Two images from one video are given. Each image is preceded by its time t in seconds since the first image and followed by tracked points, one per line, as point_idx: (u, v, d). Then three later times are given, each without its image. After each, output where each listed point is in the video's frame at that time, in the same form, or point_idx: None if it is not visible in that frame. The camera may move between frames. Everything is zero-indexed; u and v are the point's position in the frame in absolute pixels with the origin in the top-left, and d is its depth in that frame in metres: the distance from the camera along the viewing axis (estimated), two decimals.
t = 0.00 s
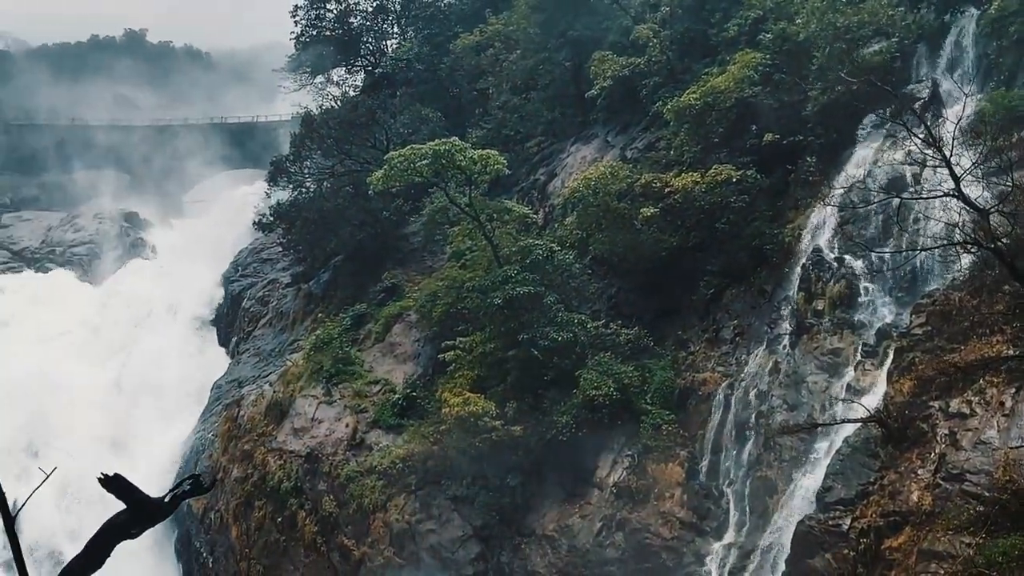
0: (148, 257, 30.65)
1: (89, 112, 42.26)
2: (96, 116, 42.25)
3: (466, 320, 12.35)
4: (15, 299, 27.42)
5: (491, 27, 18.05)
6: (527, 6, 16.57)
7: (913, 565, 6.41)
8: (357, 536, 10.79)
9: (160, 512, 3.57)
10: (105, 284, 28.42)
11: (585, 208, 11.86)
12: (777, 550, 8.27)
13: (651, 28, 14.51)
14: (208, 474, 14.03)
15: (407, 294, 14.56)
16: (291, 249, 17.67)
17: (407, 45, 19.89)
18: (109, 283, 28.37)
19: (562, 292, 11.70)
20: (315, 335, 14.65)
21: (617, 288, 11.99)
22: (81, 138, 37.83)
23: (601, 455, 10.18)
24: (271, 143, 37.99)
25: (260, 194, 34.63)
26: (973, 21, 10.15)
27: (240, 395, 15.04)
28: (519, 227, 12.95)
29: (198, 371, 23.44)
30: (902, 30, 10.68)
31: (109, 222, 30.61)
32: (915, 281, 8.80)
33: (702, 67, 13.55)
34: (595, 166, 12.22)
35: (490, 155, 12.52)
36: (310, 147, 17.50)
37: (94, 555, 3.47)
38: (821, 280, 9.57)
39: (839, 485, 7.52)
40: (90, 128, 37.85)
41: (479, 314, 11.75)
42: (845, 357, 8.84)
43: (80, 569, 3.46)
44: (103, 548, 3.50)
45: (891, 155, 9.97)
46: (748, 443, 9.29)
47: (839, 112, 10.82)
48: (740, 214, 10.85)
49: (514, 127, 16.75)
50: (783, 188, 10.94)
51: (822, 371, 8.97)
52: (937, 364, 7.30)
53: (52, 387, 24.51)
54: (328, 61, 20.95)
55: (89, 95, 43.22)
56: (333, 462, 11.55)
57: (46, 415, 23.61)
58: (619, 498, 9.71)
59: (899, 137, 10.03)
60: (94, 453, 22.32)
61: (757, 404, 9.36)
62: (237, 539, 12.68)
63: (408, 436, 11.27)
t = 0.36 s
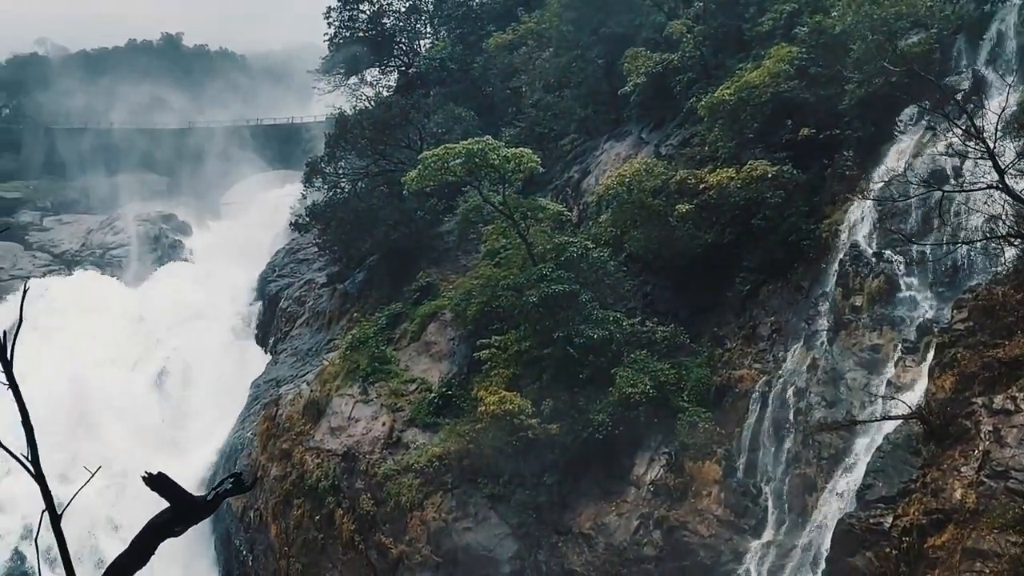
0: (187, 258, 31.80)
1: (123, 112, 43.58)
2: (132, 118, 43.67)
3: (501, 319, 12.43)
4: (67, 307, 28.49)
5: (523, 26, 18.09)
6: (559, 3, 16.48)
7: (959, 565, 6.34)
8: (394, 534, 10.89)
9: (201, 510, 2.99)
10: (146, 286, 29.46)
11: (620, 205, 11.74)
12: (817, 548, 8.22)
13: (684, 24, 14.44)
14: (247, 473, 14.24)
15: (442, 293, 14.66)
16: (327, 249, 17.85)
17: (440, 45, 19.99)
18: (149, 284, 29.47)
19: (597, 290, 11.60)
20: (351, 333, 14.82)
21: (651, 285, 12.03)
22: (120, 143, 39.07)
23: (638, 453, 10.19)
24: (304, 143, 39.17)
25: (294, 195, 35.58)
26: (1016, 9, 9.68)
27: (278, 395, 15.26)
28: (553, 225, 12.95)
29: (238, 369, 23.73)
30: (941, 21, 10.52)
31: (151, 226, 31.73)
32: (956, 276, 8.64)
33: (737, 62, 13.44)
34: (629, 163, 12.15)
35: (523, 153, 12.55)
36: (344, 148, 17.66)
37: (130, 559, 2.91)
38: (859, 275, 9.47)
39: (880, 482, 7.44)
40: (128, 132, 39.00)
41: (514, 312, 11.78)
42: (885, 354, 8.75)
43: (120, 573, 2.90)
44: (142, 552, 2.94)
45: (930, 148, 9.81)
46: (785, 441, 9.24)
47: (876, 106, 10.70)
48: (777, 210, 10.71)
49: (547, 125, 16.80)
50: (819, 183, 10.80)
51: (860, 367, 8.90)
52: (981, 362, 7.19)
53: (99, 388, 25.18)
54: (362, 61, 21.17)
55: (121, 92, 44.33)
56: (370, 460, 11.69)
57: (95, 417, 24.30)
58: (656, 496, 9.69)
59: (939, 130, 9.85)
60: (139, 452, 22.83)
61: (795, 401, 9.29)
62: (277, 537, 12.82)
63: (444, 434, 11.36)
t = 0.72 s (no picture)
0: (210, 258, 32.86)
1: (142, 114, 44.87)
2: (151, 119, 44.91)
3: (525, 318, 12.46)
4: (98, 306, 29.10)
5: (546, 24, 18.13)
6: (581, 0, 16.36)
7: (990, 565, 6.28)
8: (419, 533, 10.96)
9: (231, 509, 2.98)
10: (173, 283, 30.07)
11: (643, 203, 11.76)
12: (845, 547, 8.23)
13: (707, 21, 14.33)
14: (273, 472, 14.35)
15: (464, 293, 14.67)
16: (350, 248, 17.91)
17: (462, 44, 20.02)
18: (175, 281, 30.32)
19: (621, 289, 11.61)
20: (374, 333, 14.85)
21: (675, 284, 11.90)
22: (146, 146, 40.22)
23: (663, 452, 10.18)
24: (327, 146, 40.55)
25: (318, 195, 36.60)
26: None
27: (303, 393, 15.39)
28: (576, 223, 12.94)
29: (262, 365, 23.94)
30: (968, 14, 10.32)
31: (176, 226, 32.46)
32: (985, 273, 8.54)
33: (760, 59, 13.37)
34: (652, 161, 12.10)
35: (546, 151, 12.55)
36: (367, 147, 17.73)
37: (160, 558, 2.89)
38: (885, 272, 9.41)
39: (908, 480, 7.39)
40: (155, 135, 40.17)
41: (538, 311, 11.76)
42: (913, 350, 8.75)
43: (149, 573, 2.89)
44: (171, 551, 2.92)
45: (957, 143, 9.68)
46: (812, 439, 9.21)
47: (902, 101, 10.61)
48: (801, 206, 10.61)
49: (569, 123, 16.83)
50: (844, 179, 10.69)
51: (888, 365, 8.91)
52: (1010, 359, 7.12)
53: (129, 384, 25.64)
54: (383, 61, 21.23)
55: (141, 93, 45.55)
56: (395, 459, 11.77)
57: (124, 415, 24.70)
58: (681, 494, 9.67)
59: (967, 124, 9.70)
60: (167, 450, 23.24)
61: (821, 399, 9.24)
62: (303, 536, 12.91)
63: (468, 433, 11.39)
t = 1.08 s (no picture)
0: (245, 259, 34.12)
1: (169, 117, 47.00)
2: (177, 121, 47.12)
3: (556, 315, 12.46)
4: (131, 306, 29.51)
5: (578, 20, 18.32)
6: None
7: None
8: (453, 530, 11.05)
9: (266, 508, 2.94)
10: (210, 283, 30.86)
11: (675, 199, 11.73)
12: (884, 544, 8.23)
13: (738, 15, 14.01)
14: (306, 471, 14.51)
15: (495, 292, 14.72)
16: (382, 248, 17.98)
17: (492, 42, 19.97)
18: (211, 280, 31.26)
19: (652, 286, 11.61)
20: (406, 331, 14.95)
21: (707, 281, 11.80)
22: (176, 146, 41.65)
23: (696, 450, 10.15)
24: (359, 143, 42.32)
25: (351, 195, 37.94)
26: None
27: (336, 392, 15.57)
28: (607, 219, 12.89)
29: (297, 364, 24.37)
30: (1007, 5, 9.88)
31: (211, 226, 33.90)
32: None
33: (792, 53, 13.24)
34: (683, 156, 12.01)
35: (578, 148, 12.50)
36: (399, 146, 17.81)
37: (195, 556, 2.90)
38: (921, 267, 9.31)
39: (947, 478, 7.35)
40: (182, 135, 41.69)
41: (569, 308, 11.73)
42: (950, 346, 8.63)
43: (187, 571, 2.90)
44: (208, 548, 2.93)
45: (996, 136, 9.48)
46: (847, 437, 9.15)
47: (938, 94, 10.41)
48: (835, 202, 10.51)
49: (601, 119, 16.74)
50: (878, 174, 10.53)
51: (925, 361, 8.79)
52: None
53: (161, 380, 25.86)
54: (412, 60, 21.19)
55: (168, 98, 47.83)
56: (427, 458, 11.86)
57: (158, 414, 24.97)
58: (714, 492, 9.62)
59: (1006, 117, 9.47)
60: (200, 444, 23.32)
61: (856, 396, 9.15)
62: (337, 533, 13.04)
63: (500, 431, 11.44)
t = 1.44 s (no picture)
0: (273, 261, 34.88)
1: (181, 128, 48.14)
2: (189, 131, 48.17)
3: (582, 315, 12.49)
4: (159, 308, 30.01)
5: (600, 19, 18.23)
6: None
7: None
8: (479, 530, 11.09)
9: (295, 506, 2.98)
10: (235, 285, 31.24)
11: (701, 197, 11.68)
12: (915, 544, 8.15)
13: (764, 12, 13.95)
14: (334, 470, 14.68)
15: (521, 291, 14.76)
16: (407, 248, 18.13)
17: (516, 41, 20.04)
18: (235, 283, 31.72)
19: (678, 284, 11.53)
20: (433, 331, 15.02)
21: (734, 280, 11.77)
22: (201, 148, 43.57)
23: (723, 449, 10.11)
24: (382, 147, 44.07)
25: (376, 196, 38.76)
26: None
27: (363, 392, 15.70)
28: (633, 218, 12.87)
29: (324, 365, 24.55)
30: None
31: (239, 228, 34.42)
32: None
33: (820, 49, 13.07)
34: (709, 154, 11.98)
35: (602, 148, 12.46)
36: (424, 147, 17.92)
37: (224, 556, 2.92)
38: (952, 263, 9.21)
39: (980, 477, 7.29)
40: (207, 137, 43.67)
41: (594, 307, 11.75)
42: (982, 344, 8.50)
43: (214, 572, 2.92)
44: (234, 549, 2.94)
45: None
46: (877, 435, 9.08)
47: (968, 88, 10.25)
48: (863, 199, 10.43)
49: (625, 118, 16.70)
50: (906, 170, 10.41)
51: (956, 359, 8.67)
52: None
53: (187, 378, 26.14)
54: (436, 61, 21.26)
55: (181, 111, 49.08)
56: (454, 458, 11.91)
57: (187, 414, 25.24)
58: (743, 491, 9.59)
59: None
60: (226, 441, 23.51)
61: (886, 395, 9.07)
62: (365, 533, 13.15)
63: (527, 431, 11.47)
